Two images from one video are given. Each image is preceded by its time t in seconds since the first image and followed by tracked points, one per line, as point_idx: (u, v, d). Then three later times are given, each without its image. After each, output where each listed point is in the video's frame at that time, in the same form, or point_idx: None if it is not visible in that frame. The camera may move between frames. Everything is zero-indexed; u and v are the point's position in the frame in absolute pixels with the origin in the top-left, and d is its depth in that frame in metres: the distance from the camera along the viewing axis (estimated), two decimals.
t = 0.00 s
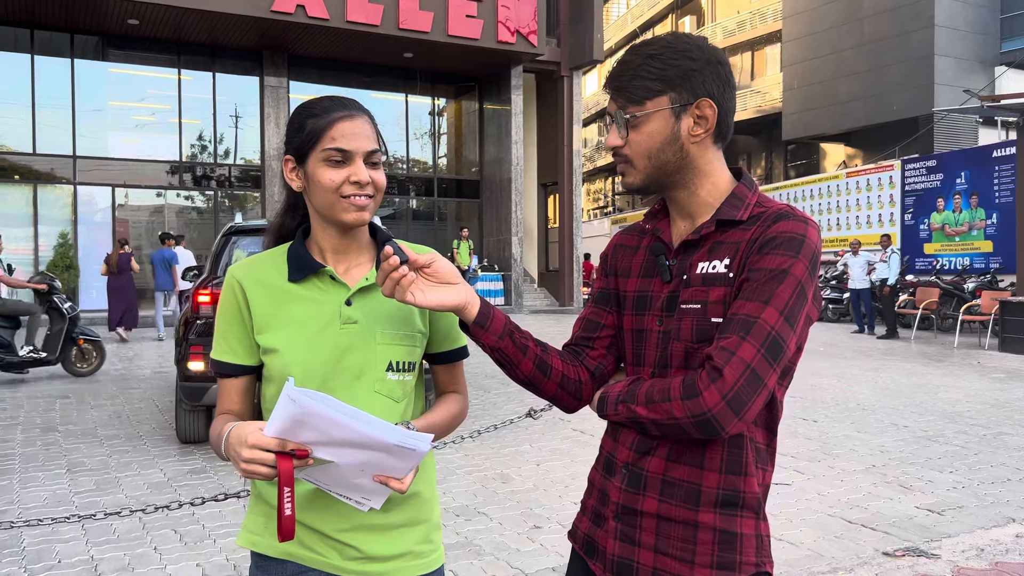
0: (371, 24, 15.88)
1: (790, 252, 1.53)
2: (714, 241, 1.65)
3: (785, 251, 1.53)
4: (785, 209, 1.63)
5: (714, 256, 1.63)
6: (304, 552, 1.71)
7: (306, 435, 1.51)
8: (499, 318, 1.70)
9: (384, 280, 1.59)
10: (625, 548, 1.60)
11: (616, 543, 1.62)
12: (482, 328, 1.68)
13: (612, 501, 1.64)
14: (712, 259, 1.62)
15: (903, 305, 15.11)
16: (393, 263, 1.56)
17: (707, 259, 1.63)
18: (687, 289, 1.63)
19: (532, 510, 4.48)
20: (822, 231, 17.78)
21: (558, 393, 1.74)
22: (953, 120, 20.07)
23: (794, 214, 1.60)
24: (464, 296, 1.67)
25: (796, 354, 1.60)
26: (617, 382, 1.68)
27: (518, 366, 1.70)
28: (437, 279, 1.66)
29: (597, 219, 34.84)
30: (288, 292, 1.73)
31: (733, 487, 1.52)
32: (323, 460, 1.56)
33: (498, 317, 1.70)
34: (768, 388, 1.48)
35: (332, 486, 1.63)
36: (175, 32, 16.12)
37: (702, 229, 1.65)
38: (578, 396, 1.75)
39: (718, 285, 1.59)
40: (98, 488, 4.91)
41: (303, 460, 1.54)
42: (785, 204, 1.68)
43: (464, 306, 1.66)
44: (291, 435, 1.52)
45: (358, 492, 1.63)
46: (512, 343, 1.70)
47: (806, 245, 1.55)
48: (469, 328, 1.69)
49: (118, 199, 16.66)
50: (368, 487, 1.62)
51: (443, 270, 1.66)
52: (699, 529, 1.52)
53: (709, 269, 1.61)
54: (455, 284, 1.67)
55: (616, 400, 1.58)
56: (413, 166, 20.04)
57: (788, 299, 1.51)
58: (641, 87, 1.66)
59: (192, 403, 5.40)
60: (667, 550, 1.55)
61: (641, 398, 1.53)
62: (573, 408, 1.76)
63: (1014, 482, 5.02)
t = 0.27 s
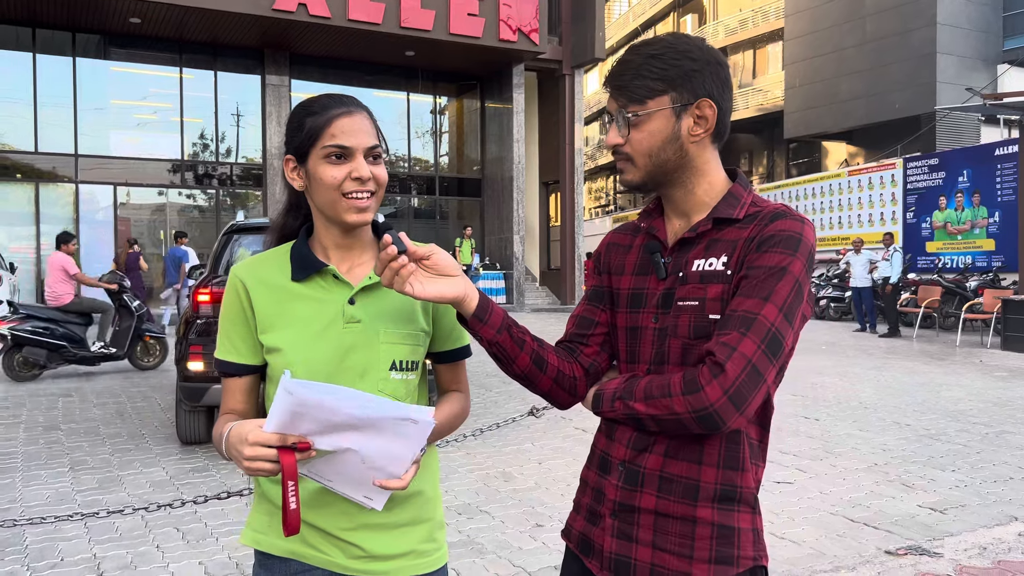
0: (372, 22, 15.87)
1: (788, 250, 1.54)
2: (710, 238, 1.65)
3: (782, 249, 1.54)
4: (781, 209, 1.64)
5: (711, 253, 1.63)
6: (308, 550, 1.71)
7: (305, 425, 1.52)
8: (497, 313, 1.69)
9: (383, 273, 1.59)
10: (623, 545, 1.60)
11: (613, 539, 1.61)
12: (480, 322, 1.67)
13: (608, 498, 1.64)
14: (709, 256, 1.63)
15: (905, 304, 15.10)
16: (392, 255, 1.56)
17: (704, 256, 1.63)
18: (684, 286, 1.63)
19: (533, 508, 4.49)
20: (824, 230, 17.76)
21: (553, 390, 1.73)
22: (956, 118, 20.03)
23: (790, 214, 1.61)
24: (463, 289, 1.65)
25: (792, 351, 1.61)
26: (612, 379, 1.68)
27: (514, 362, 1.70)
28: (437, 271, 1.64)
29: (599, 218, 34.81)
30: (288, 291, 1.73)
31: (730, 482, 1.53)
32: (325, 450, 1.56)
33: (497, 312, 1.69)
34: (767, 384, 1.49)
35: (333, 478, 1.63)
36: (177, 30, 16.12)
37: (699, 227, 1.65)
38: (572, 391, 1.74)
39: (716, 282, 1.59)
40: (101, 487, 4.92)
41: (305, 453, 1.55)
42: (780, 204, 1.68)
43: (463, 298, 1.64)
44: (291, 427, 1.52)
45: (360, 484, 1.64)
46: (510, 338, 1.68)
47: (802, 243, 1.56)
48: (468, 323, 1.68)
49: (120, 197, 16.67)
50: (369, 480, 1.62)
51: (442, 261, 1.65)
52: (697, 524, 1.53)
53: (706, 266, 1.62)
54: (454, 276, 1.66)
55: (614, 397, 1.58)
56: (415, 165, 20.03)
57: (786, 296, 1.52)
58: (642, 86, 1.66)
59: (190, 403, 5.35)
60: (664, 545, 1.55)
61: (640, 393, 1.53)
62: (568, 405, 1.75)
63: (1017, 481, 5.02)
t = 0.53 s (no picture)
0: (374, 21, 15.87)
1: (784, 248, 1.54)
2: (704, 237, 1.65)
3: (779, 248, 1.55)
4: (773, 207, 1.64)
5: (706, 252, 1.63)
6: (312, 548, 1.71)
7: (305, 416, 1.52)
8: (498, 316, 1.68)
9: (385, 274, 1.58)
10: (626, 542, 1.60)
11: (617, 537, 1.61)
12: (482, 326, 1.66)
13: (610, 496, 1.63)
14: (704, 255, 1.63)
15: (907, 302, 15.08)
16: (395, 256, 1.55)
17: (698, 255, 1.63)
18: (680, 285, 1.62)
19: (536, 506, 4.49)
20: (827, 228, 17.75)
21: (551, 391, 1.72)
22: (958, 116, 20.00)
23: (782, 212, 1.62)
24: (465, 294, 1.64)
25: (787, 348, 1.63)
26: (609, 379, 1.67)
27: (514, 364, 1.68)
28: (436, 276, 1.63)
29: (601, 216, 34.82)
30: (290, 290, 1.73)
31: (732, 476, 1.55)
32: (327, 443, 1.57)
33: (497, 314, 1.68)
34: (772, 380, 1.51)
35: (335, 473, 1.63)
36: (178, 28, 16.12)
37: (691, 226, 1.65)
38: (569, 393, 1.73)
39: (713, 281, 1.59)
40: (103, 485, 4.93)
41: (305, 446, 1.54)
42: (770, 202, 1.69)
43: (464, 303, 1.64)
44: (290, 420, 1.52)
45: (362, 479, 1.64)
46: (510, 341, 1.68)
47: (798, 241, 1.57)
48: (469, 325, 1.67)
49: (122, 196, 16.69)
50: (371, 474, 1.62)
51: (443, 266, 1.64)
52: (702, 519, 1.54)
53: (702, 265, 1.61)
54: (456, 281, 1.64)
55: (615, 397, 1.57)
56: (417, 163, 20.04)
57: (786, 293, 1.53)
58: (635, 87, 1.65)
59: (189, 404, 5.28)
60: (669, 541, 1.55)
61: (644, 393, 1.52)
62: (564, 405, 1.74)
63: (1019, 479, 5.01)
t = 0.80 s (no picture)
0: (376, 18, 15.86)
1: (780, 246, 1.55)
2: (697, 237, 1.64)
3: (774, 245, 1.55)
4: (766, 205, 1.65)
5: (701, 251, 1.63)
6: (313, 546, 1.71)
7: (304, 415, 1.52)
8: (502, 322, 1.67)
9: (390, 280, 1.57)
10: (636, 539, 1.59)
11: (627, 535, 1.60)
12: (487, 334, 1.66)
13: (618, 495, 1.62)
14: (699, 255, 1.62)
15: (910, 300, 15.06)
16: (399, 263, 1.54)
17: (693, 255, 1.63)
18: (676, 286, 1.62)
19: (538, 505, 4.49)
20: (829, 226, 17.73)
21: (552, 394, 1.71)
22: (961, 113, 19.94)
23: (774, 209, 1.63)
24: (469, 302, 1.65)
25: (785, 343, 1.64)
26: (609, 380, 1.66)
27: (516, 370, 1.67)
28: (442, 284, 1.64)
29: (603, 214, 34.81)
30: (289, 289, 1.73)
31: (738, 470, 1.57)
32: (328, 442, 1.57)
33: (501, 321, 1.67)
34: (776, 376, 1.52)
35: (338, 470, 1.63)
36: (180, 26, 16.12)
37: (684, 226, 1.65)
38: (570, 396, 1.72)
39: (711, 280, 1.59)
40: (106, 483, 4.93)
41: (306, 445, 1.55)
42: (762, 200, 1.70)
43: (469, 312, 1.64)
44: (290, 419, 1.52)
45: (366, 476, 1.63)
46: (514, 347, 1.67)
47: (792, 238, 1.57)
48: (472, 332, 1.67)
49: (124, 194, 16.71)
50: (374, 472, 1.62)
51: (446, 273, 1.65)
52: (710, 514, 1.54)
53: (698, 265, 1.61)
54: (459, 288, 1.65)
55: (619, 399, 1.57)
56: (418, 161, 20.02)
57: (784, 291, 1.53)
58: (625, 92, 1.63)
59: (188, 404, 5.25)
60: (678, 536, 1.55)
61: (649, 395, 1.52)
62: (565, 408, 1.73)
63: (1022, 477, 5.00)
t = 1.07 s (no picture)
0: (377, 17, 15.86)
1: (787, 242, 1.55)
2: (704, 234, 1.64)
3: (782, 242, 1.55)
4: (775, 201, 1.64)
5: (708, 248, 1.62)
6: (313, 545, 1.71)
7: (304, 417, 1.52)
8: (502, 319, 1.68)
9: (387, 277, 1.58)
10: (641, 538, 1.59)
11: (631, 534, 1.60)
12: (489, 331, 1.66)
13: (623, 494, 1.62)
14: (706, 251, 1.62)
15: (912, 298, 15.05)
16: (397, 262, 1.55)
17: (699, 251, 1.63)
18: (683, 283, 1.62)
19: (539, 503, 4.49)
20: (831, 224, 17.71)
21: (557, 391, 1.71)
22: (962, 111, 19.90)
23: (783, 206, 1.62)
24: (468, 299, 1.65)
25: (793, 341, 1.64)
26: (615, 378, 1.67)
27: (520, 367, 1.68)
28: (439, 282, 1.64)
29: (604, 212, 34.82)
30: (292, 288, 1.73)
31: (743, 469, 1.56)
32: (331, 442, 1.57)
33: (501, 318, 1.68)
34: (781, 374, 1.51)
35: (342, 469, 1.63)
36: (181, 25, 16.12)
37: (692, 223, 1.65)
38: (576, 393, 1.72)
39: (717, 277, 1.59)
40: (108, 481, 4.94)
41: (309, 444, 1.55)
42: (770, 197, 1.69)
43: (468, 309, 1.65)
44: (291, 420, 1.52)
45: (369, 474, 1.64)
46: (516, 345, 1.67)
47: (800, 235, 1.57)
48: (473, 329, 1.67)
49: (125, 193, 16.73)
50: (376, 471, 1.63)
51: (446, 271, 1.65)
52: (715, 513, 1.54)
53: (705, 262, 1.61)
54: (458, 286, 1.65)
55: (624, 396, 1.57)
56: (419, 160, 20.02)
57: (790, 288, 1.53)
58: (629, 91, 1.63)
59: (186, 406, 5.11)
60: (683, 536, 1.55)
61: (653, 392, 1.52)
62: (571, 405, 1.73)
63: None
